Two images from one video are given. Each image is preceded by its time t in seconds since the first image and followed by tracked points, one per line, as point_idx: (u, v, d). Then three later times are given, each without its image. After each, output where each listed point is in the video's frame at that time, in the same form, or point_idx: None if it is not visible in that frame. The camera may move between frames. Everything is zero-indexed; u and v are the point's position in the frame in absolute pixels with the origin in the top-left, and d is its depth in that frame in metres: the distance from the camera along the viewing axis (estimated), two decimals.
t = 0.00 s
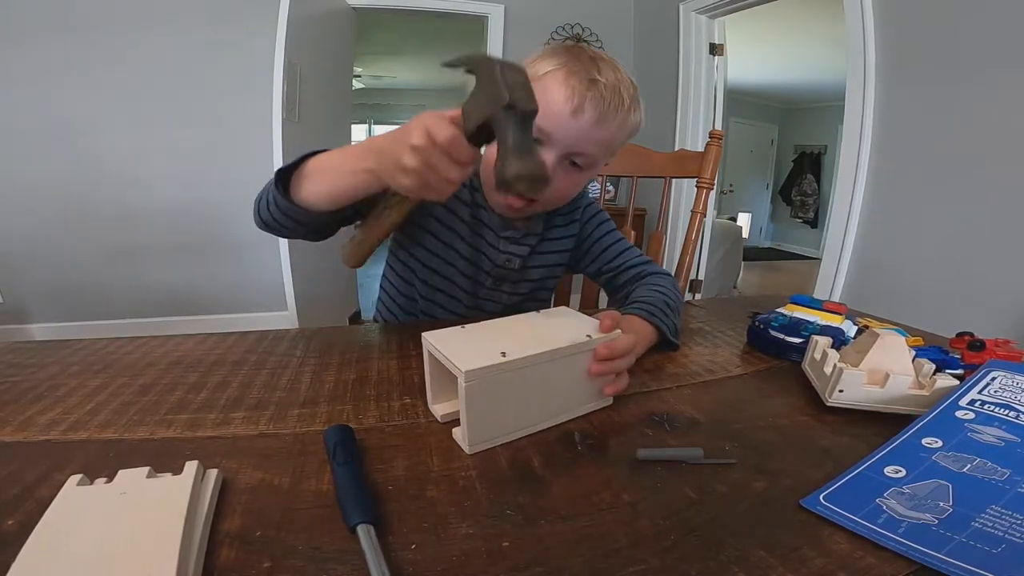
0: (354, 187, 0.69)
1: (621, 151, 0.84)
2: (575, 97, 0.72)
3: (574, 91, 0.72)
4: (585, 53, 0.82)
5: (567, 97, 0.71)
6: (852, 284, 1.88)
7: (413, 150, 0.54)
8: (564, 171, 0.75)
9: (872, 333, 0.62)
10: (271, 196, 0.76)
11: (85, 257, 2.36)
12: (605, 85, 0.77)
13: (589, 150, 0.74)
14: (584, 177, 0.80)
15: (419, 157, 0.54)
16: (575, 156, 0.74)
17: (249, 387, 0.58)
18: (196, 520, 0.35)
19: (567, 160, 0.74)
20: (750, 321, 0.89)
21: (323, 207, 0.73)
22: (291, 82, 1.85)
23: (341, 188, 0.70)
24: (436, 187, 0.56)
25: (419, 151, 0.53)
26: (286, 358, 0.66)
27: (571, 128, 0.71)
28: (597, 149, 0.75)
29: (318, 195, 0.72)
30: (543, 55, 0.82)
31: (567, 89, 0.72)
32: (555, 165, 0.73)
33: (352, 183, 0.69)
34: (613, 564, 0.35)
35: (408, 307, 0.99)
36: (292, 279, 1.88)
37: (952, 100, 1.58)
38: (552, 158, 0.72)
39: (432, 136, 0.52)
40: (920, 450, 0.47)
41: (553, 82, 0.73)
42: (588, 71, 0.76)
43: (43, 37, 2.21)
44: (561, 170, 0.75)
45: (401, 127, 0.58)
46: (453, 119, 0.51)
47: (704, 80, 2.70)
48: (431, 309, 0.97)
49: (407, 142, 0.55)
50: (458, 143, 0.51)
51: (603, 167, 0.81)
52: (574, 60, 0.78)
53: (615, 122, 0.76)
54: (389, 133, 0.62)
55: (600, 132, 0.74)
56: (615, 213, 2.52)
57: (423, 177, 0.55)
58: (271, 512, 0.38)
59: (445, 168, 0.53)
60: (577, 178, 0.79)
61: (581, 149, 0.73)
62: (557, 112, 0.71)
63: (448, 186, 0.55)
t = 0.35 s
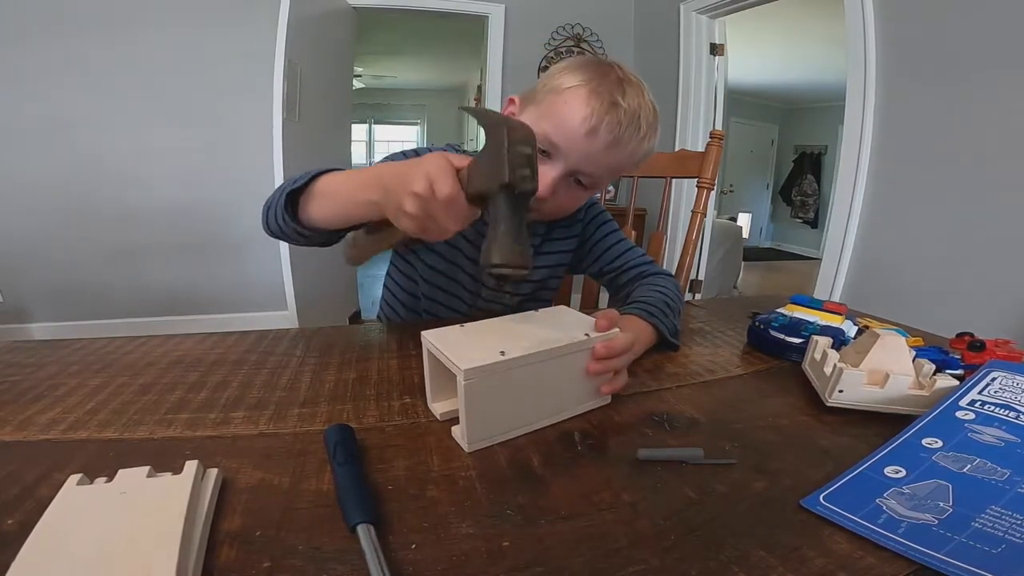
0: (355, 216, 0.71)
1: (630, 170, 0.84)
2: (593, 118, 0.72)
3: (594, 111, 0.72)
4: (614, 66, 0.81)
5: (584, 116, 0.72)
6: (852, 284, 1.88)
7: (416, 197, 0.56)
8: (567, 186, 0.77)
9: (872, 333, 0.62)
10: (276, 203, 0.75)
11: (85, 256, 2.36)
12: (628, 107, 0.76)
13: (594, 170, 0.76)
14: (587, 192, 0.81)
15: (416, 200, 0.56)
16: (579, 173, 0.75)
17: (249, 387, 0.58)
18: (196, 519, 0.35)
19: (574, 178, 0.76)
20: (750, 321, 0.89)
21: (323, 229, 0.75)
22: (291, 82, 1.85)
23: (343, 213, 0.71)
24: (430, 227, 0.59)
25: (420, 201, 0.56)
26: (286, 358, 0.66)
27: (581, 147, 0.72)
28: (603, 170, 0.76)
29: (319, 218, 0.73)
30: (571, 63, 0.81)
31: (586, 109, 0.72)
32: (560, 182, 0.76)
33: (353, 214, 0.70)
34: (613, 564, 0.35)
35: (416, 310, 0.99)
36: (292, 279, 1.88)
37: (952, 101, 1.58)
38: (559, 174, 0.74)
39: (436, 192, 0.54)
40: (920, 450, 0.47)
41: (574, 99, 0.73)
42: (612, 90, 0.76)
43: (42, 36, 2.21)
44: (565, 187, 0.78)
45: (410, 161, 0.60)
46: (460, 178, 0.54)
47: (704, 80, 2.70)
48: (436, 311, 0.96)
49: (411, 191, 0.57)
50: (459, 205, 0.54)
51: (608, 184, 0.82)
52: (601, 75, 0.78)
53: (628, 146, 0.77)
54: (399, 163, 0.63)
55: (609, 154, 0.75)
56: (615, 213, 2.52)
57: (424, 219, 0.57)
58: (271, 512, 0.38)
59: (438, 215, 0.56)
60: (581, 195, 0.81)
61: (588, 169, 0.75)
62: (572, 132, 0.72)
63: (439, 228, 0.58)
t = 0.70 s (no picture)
0: (354, 213, 0.71)
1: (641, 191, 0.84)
2: (607, 148, 0.71)
3: (608, 142, 0.71)
4: (642, 86, 0.79)
5: (598, 146, 0.71)
6: (852, 284, 1.88)
7: (424, 192, 0.58)
8: (568, 207, 0.78)
9: (872, 334, 0.62)
10: (274, 193, 0.75)
11: (85, 256, 2.36)
12: (645, 138, 0.75)
13: (597, 196, 0.77)
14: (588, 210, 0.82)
15: (423, 195, 0.59)
16: (582, 198, 0.76)
17: (249, 387, 0.58)
18: (196, 519, 0.35)
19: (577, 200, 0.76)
20: (750, 321, 0.89)
21: (320, 225, 0.75)
22: (291, 82, 1.86)
23: (342, 210, 0.72)
24: (432, 224, 0.61)
25: (427, 195, 0.58)
26: (286, 358, 0.66)
27: (588, 176, 0.73)
28: (606, 196, 0.77)
29: (317, 211, 0.73)
30: (598, 75, 0.78)
31: (603, 138, 0.71)
32: (562, 202, 0.77)
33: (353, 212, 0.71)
34: (613, 564, 0.35)
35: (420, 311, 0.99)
36: (292, 279, 1.88)
37: (952, 100, 1.58)
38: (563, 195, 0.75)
39: (445, 190, 0.57)
40: (920, 450, 0.47)
41: (593, 123, 0.72)
42: (634, 118, 0.74)
43: (42, 37, 2.21)
44: (567, 205, 0.79)
45: (418, 159, 0.62)
46: (468, 176, 0.56)
47: (704, 80, 2.70)
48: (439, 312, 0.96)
49: (419, 188, 0.59)
50: (465, 204, 0.56)
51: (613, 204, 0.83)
52: (626, 99, 0.75)
53: (637, 176, 0.77)
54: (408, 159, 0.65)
55: (615, 184, 0.75)
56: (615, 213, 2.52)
57: (428, 215, 0.60)
58: (271, 512, 0.38)
59: (442, 211, 0.58)
60: (581, 214, 0.83)
61: (593, 195, 0.76)
62: (584, 159, 0.71)
63: (440, 227, 0.60)
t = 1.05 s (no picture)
0: (360, 223, 0.72)
1: (641, 199, 0.84)
2: (603, 161, 0.71)
3: (605, 154, 0.71)
4: (644, 95, 0.78)
5: (595, 158, 0.71)
6: (852, 284, 1.88)
7: (431, 209, 0.59)
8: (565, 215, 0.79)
9: (872, 334, 0.62)
10: (279, 201, 0.75)
11: (85, 256, 2.36)
12: (643, 149, 0.75)
13: (593, 205, 0.77)
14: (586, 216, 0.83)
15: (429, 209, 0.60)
16: (577, 206, 0.77)
17: (249, 387, 0.58)
18: (196, 518, 0.36)
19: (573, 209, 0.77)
20: (750, 321, 0.89)
21: (326, 231, 0.75)
22: (291, 81, 1.85)
23: (348, 219, 0.72)
24: (438, 238, 0.62)
25: (435, 213, 0.59)
26: (286, 358, 0.66)
27: (584, 187, 0.73)
28: (601, 205, 0.78)
29: (322, 219, 0.74)
30: (599, 82, 0.77)
31: (601, 150, 0.71)
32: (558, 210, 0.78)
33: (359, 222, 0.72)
34: (613, 564, 0.34)
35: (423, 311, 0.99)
36: (292, 278, 1.88)
37: (952, 100, 1.58)
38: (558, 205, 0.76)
39: (451, 208, 0.58)
40: (920, 450, 0.47)
41: (591, 133, 0.71)
42: (633, 129, 0.74)
43: (42, 37, 2.20)
44: (563, 212, 0.80)
45: (425, 174, 0.62)
46: (474, 198, 0.57)
47: (704, 80, 2.70)
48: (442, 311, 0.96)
49: (426, 203, 0.60)
50: (472, 223, 0.58)
51: (610, 212, 0.84)
52: (627, 108, 0.74)
53: (634, 185, 0.77)
54: (416, 171, 0.65)
55: (611, 194, 0.76)
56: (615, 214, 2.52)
57: (434, 230, 0.61)
58: (271, 512, 0.38)
59: (448, 226, 0.59)
60: (578, 220, 0.84)
61: (589, 204, 0.77)
62: (581, 170, 0.72)
63: (447, 242, 0.62)
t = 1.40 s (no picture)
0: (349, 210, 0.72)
1: (641, 202, 0.84)
2: (610, 160, 0.71)
3: (613, 154, 0.71)
4: (651, 99, 0.78)
5: (602, 156, 0.71)
6: (852, 284, 1.88)
7: (415, 205, 0.59)
8: (567, 214, 0.78)
9: (872, 334, 0.62)
10: (277, 176, 0.76)
11: (85, 255, 2.36)
12: (650, 152, 0.75)
13: (596, 205, 0.77)
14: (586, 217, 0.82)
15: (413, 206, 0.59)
16: (580, 206, 0.76)
17: (248, 387, 0.58)
18: (195, 518, 0.35)
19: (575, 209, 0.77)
20: (750, 321, 0.89)
21: (318, 214, 0.75)
22: (291, 81, 1.85)
23: (340, 204, 0.72)
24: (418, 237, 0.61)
25: (419, 208, 0.59)
26: (286, 358, 0.66)
27: (589, 186, 0.73)
28: (604, 205, 0.78)
29: (315, 200, 0.74)
30: (608, 83, 0.78)
31: (607, 150, 0.71)
32: (560, 209, 0.77)
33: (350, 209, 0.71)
34: (612, 564, 0.35)
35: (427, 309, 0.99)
36: (292, 277, 1.88)
37: (952, 100, 1.58)
38: (561, 203, 0.75)
39: (435, 208, 0.57)
40: (920, 450, 0.47)
41: (598, 133, 0.71)
42: (639, 130, 0.74)
43: (41, 35, 2.20)
44: (565, 212, 0.79)
45: (418, 172, 0.63)
46: (461, 201, 0.57)
47: (704, 80, 2.70)
48: (445, 309, 0.96)
49: (413, 199, 0.60)
50: (452, 227, 0.57)
51: (610, 213, 0.83)
52: (634, 110, 0.75)
53: (638, 186, 0.77)
54: (408, 168, 0.66)
55: (615, 194, 0.76)
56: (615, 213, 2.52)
57: (415, 227, 0.60)
58: (271, 512, 0.38)
59: (429, 224, 0.58)
60: (578, 220, 0.83)
61: (592, 205, 0.76)
62: (586, 169, 0.71)
63: (427, 239, 0.61)
